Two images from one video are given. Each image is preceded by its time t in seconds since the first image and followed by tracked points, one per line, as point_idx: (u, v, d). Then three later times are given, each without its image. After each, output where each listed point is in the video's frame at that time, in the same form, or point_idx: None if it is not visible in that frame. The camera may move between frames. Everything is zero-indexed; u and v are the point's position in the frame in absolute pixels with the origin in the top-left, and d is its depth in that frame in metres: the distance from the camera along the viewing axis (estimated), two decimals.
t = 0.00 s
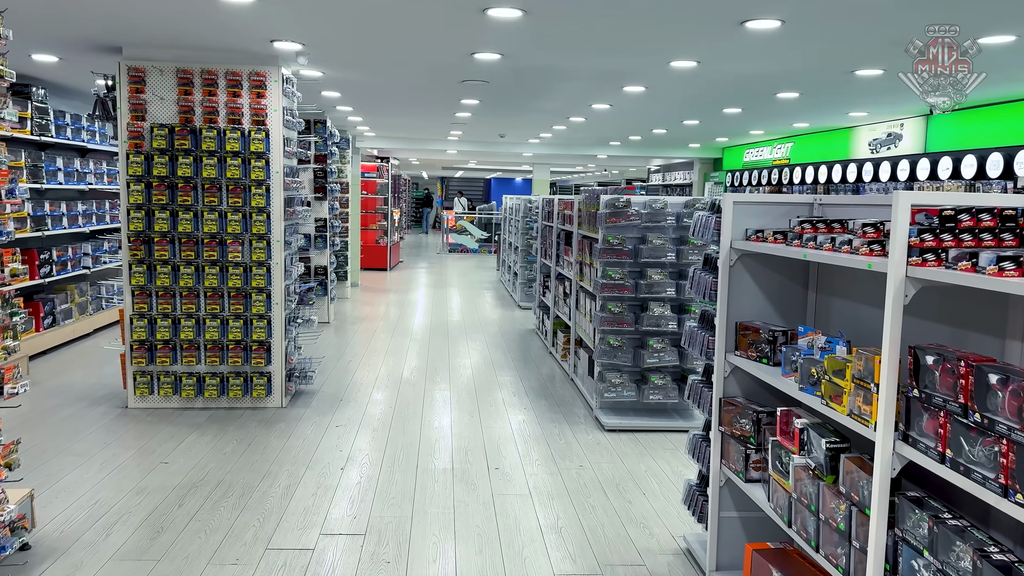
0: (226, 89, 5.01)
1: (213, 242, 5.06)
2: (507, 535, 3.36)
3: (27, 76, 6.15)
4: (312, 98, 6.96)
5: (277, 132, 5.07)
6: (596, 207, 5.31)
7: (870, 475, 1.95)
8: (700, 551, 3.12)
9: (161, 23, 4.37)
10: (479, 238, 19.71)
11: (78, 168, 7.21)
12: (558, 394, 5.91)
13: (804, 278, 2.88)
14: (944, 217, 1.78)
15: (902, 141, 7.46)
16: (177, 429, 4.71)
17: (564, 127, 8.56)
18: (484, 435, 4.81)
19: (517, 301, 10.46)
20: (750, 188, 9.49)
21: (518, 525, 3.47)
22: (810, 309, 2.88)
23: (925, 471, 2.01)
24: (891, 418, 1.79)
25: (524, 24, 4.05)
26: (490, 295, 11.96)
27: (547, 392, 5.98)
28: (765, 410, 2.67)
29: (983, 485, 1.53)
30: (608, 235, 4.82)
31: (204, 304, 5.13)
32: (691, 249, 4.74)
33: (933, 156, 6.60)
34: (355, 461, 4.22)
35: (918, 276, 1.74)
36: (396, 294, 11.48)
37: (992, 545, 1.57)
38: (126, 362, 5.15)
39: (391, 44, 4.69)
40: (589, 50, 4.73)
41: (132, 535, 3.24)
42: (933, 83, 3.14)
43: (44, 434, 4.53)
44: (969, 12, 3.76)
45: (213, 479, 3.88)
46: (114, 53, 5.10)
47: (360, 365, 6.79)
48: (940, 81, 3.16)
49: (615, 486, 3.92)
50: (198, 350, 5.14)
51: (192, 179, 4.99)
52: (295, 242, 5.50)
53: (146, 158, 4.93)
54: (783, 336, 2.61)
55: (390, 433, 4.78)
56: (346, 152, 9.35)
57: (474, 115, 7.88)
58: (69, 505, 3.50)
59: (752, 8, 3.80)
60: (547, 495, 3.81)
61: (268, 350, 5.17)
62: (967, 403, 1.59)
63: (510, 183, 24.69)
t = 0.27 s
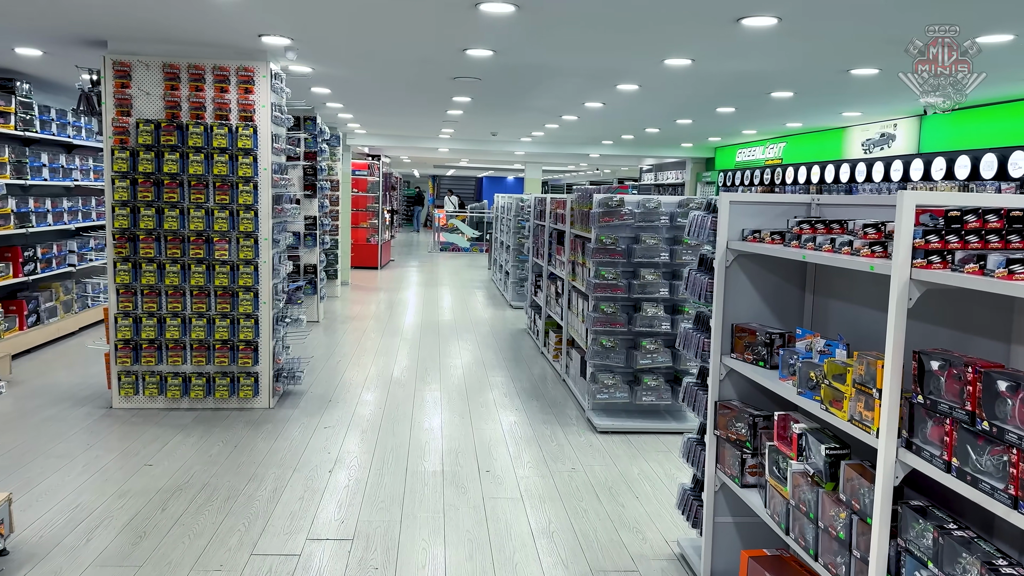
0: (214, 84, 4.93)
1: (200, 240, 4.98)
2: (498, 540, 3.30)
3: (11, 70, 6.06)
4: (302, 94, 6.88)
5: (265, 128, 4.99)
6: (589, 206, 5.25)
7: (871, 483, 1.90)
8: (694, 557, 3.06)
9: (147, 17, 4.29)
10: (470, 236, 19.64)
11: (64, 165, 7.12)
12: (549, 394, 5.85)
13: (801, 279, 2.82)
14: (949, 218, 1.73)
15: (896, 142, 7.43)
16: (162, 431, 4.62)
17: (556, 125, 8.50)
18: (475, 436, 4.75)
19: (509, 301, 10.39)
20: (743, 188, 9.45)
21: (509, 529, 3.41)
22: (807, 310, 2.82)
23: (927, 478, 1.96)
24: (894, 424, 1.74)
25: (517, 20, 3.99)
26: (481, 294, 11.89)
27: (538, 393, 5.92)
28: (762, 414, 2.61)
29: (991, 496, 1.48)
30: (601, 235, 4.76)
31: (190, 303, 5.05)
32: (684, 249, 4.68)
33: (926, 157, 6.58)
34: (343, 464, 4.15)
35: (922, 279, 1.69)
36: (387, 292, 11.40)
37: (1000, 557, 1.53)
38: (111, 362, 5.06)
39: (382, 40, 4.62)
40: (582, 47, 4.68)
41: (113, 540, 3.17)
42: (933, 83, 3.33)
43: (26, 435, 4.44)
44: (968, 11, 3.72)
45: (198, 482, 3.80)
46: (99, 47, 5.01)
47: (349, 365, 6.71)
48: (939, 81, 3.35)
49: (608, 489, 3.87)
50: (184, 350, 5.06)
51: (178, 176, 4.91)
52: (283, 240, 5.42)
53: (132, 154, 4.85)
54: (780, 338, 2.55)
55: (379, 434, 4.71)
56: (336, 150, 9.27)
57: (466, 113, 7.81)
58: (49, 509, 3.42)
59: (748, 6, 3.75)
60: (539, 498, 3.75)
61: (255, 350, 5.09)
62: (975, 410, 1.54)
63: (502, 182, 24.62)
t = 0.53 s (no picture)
0: (200, 80, 4.82)
1: (185, 238, 4.88)
2: (491, 547, 3.23)
3: None
4: (290, 91, 6.77)
5: (252, 124, 4.89)
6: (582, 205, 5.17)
7: (882, 492, 1.85)
8: (692, 563, 3.00)
9: (132, 9, 4.18)
10: (458, 235, 19.57)
11: (46, 161, 7.00)
12: (540, 395, 5.78)
13: (803, 281, 2.76)
14: (967, 219, 1.68)
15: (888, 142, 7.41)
16: (146, 433, 4.52)
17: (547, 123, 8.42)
18: (466, 439, 4.67)
19: (498, 300, 10.31)
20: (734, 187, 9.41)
21: (502, 535, 3.33)
22: (809, 313, 2.76)
23: (940, 486, 1.90)
24: (909, 433, 1.68)
25: (512, 15, 3.92)
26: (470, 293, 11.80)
27: (530, 394, 5.84)
28: (764, 419, 2.55)
29: (1013, 509, 1.43)
30: (594, 234, 4.69)
31: (175, 303, 4.94)
32: (679, 249, 4.62)
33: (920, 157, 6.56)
34: (332, 468, 4.06)
35: (938, 282, 1.63)
36: (375, 292, 11.30)
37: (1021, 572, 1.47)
38: (93, 363, 4.95)
39: (373, 35, 4.52)
40: (576, 44, 4.60)
41: (95, 548, 3.07)
42: (933, 84, 3.21)
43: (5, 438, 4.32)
44: (970, 10, 3.66)
45: (183, 487, 3.71)
46: (81, 40, 4.90)
47: (337, 365, 6.61)
48: (942, 82, 3.21)
49: (603, 494, 3.80)
50: (168, 351, 4.96)
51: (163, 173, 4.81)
52: (270, 239, 5.32)
53: (115, 150, 4.75)
54: (783, 341, 2.49)
55: (369, 437, 4.63)
56: (324, 147, 9.16)
57: (457, 111, 7.73)
58: (29, 516, 3.32)
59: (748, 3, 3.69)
60: (532, 503, 3.68)
61: (241, 351, 4.99)
62: (997, 419, 1.49)
63: (491, 181, 24.57)
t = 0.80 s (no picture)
0: (196, 80, 4.73)
1: (181, 242, 4.79)
2: (498, 560, 3.14)
3: None
4: (287, 91, 6.68)
5: (250, 126, 4.80)
6: (584, 208, 5.09)
7: (915, 510, 1.78)
8: None
9: (127, 8, 4.08)
10: (453, 237, 19.48)
11: (37, 163, 6.89)
12: (542, 400, 5.70)
13: (820, 288, 2.70)
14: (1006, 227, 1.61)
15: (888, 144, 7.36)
16: (141, 441, 4.42)
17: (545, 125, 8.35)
18: (468, 446, 4.58)
19: (495, 303, 10.23)
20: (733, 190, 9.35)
21: (509, 548, 3.25)
22: (825, 321, 2.70)
23: (972, 503, 1.84)
24: (946, 450, 1.61)
25: (516, 15, 3.84)
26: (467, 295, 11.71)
27: (530, 398, 5.76)
28: (781, 430, 2.49)
29: None
30: (598, 238, 4.61)
31: (171, 308, 4.85)
32: (684, 254, 4.54)
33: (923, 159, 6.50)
34: (332, 477, 3.97)
35: (977, 292, 1.56)
36: (370, 294, 11.20)
37: None
38: (86, 369, 4.86)
39: (374, 34, 4.43)
40: (580, 45, 4.53)
41: (90, 563, 2.98)
42: (933, 84, 3.13)
43: None
44: (985, 11, 3.59)
45: (180, 497, 3.62)
46: (75, 40, 4.80)
47: (334, 370, 6.52)
48: (942, 82, 3.13)
49: (610, 503, 3.72)
50: (164, 356, 4.87)
51: (158, 175, 4.71)
52: (267, 242, 5.23)
53: (110, 152, 4.65)
54: (802, 351, 2.43)
55: (369, 444, 4.53)
56: (320, 149, 9.06)
57: (455, 112, 7.64)
58: (22, 529, 3.22)
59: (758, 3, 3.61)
60: (538, 513, 3.60)
61: (238, 356, 4.90)
62: None
63: (486, 182, 24.49)
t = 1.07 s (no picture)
0: (202, 82, 4.68)
1: (187, 245, 4.73)
2: (512, 571, 3.08)
3: None
4: (292, 93, 6.62)
5: (257, 128, 4.75)
6: (594, 211, 5.02)
7: (954, 527, 1.71)
8: None
9: (132, 9, 4.03)
10: (456, 239, 19.42)
11: (41, 165, 6.84)
12: (550, 405, 5.63)
13: (844, 295, 2.63)
14: None
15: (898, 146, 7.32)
16: (146, 448, 4.36)
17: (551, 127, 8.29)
18: (477, 452, 4.52)
19: (500, 306, 10.17)
20: (740, 192, 9.30)
21: (522, 559, 3.19)
22: (849, 329, 2.63)
23: (1013, 520, 1.77)
24: (990, 467, 1.55)
25: (528, 15, 3.78)
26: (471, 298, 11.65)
27: (539, 402, 5.70)
28: (806, 441, 2.42)
29: None
30: (609, 242, 4.53)
31: (176, 312, 4.79)
32: (696, 257, 4.45)
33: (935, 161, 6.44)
34: (340, 485, 3.91)
35: (1023, 302, 1.48)
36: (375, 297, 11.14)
37: None
38: (91, 375, 4.80)
39: (382, 34, 4.37)
40: (592, 46, 4.47)
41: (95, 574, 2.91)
42: (933, 83, 3.06)
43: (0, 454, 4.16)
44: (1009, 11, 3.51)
45: (186, 506, 3.56)
46: (80, 41, 4.75)
47: (339, 374, 6.46)
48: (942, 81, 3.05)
49: (623, 513, 3.66)
50: (169, 361, 4.81)
51: (164, 178, 4.66)
52: (274, 245, 5.17)
53: (115, 155, 4.59)
54: (828, 360, 2.36)
55: (376, 451, 4.47)
56: (324, 151, 9.00)
57: (461, 114, 7.59)
58: (26, 539, 3.16)
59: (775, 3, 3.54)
60: (551, 523, 3.54)
61: (244, 361, 4.85)
62: None
63: (489, 184, 24.44)
